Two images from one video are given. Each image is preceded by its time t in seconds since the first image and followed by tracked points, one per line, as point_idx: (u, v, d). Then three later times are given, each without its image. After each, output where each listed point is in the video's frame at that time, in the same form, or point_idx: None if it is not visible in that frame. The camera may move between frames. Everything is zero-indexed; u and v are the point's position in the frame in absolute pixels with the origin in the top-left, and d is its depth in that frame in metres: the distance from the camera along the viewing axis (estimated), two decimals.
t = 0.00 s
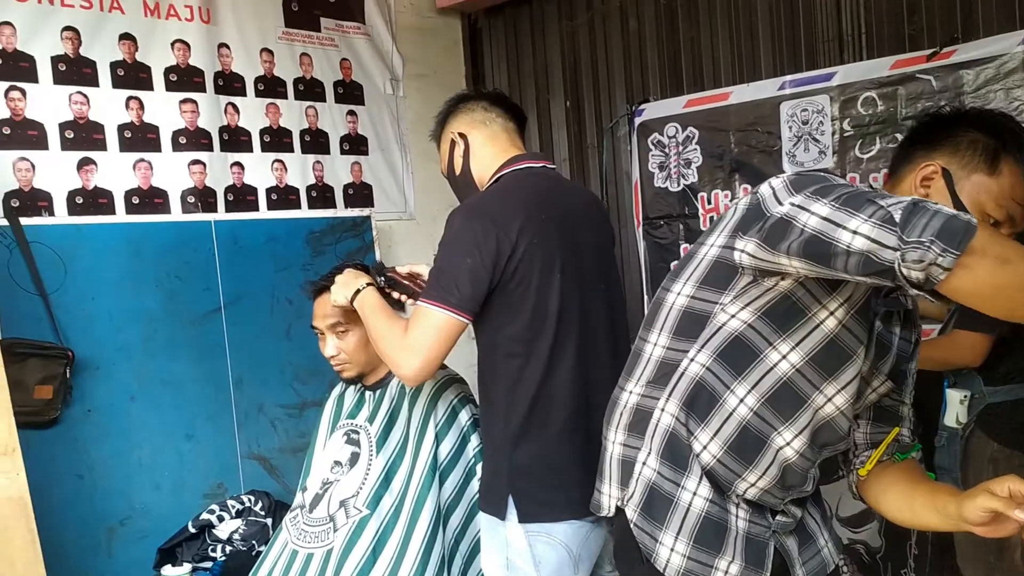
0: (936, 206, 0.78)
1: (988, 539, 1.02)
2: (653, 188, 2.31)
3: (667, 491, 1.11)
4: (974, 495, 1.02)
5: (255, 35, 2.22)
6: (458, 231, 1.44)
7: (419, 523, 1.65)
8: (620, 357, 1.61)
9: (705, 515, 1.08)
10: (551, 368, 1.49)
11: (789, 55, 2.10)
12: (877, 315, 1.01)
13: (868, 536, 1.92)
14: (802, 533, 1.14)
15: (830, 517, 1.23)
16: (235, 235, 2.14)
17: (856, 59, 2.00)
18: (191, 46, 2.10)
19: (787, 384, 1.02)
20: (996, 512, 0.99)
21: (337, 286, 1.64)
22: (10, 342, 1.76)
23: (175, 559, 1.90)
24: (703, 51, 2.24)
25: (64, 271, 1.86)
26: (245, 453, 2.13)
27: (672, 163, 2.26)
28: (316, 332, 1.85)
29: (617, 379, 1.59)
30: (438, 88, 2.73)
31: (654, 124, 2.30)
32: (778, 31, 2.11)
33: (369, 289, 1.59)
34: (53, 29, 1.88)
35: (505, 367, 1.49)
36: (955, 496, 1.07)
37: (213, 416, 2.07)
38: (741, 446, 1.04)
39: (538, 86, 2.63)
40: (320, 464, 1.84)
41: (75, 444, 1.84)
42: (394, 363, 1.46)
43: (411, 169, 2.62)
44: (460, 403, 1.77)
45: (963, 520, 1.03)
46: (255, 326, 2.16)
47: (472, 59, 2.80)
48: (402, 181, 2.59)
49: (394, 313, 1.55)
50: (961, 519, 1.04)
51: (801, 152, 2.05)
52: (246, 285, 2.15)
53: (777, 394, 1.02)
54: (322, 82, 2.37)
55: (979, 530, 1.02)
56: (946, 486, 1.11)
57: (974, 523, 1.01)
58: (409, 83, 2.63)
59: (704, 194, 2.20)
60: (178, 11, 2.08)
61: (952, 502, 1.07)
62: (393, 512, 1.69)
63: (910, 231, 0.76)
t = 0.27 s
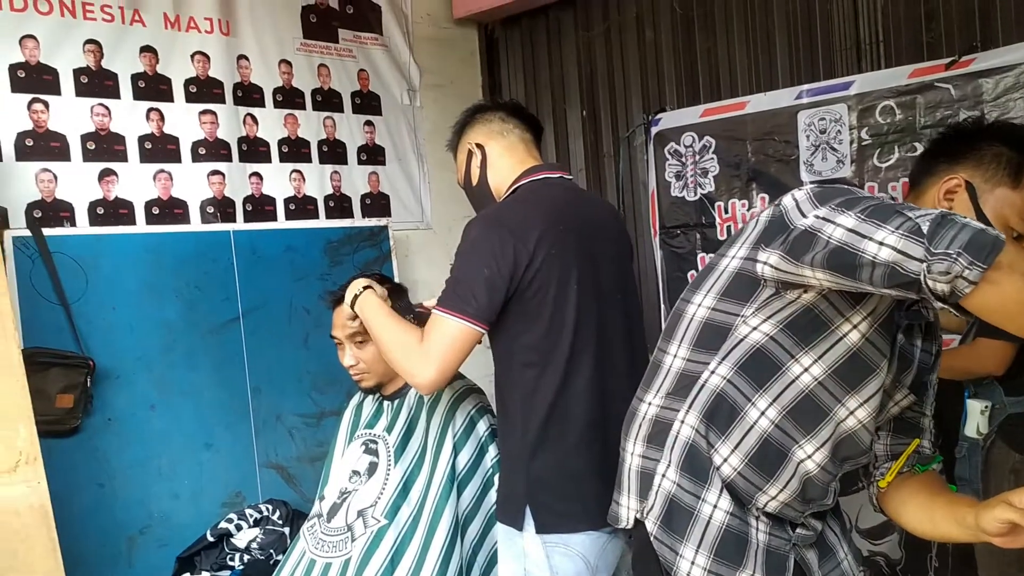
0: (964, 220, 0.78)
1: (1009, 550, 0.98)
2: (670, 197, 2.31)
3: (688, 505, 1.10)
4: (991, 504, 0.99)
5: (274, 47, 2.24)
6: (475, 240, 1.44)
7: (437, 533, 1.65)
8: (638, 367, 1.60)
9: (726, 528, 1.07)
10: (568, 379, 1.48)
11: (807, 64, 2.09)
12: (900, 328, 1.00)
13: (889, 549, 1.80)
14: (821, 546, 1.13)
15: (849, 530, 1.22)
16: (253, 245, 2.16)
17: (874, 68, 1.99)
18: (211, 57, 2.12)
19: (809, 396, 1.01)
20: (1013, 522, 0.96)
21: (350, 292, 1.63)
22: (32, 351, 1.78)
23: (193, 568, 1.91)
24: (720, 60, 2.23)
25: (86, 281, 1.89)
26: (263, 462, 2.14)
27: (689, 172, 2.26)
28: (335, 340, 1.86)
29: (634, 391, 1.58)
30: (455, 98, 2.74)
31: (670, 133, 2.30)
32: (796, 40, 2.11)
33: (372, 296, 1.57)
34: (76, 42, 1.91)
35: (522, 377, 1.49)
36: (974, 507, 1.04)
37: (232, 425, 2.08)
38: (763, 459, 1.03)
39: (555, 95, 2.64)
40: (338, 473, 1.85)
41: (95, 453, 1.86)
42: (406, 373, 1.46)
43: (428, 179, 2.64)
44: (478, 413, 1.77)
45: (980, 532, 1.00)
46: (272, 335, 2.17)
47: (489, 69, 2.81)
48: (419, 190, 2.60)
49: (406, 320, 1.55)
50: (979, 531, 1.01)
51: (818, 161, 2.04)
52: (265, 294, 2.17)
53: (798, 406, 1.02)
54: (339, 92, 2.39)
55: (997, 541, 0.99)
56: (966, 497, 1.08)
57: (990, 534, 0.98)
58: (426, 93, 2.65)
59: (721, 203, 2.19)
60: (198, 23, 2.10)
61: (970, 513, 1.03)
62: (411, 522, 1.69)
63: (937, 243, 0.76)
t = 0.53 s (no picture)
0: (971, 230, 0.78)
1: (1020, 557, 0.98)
2: (680, 204, 2.31)
3: (698, 513, 1.09)
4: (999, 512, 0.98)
5: (285, 54, 2.26)
6: (486, 247, 1.45)
7: (447, 540, 1.65)
8: (649, 375, 1.59)
9: (737, 537, 1.06)
10: (578, 385, 1.48)
11: (817, 70, 2.09)
12: (912, 336, 1.00)
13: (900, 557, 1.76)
14: (832, 554, 1.12)
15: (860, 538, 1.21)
16: (263, 250, 2.17)
17: (884, 74, 1.98)
18: (222, 65, 2.13)
19: (820, 405, 1.01)
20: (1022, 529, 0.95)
21: (354, 292, 1.61)
22: (44, 358, 1.79)
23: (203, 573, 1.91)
24: (729, 67, 2.24)
25: (97, 287, 1.90)
26: (273, 468, 2.14)
27: (698, 178, 2.26)
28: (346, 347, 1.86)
29: (645, 398, 1.57)
30: (465, 105, 2.75)
31: (680, 140, 2.30)
32: (806, 47, 2.11)
33: (385, 302, 1.57)
34: (89, 50, 1.92)
35: (533, 384, 1.49)
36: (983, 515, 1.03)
37: (243, 431, 2.09)
38: (774, 467, 1.03)
39: (564, 101, 2.65)
40: (349, 479, 1.85)
41: (106, 458, 1.87)
42: (417, 379, 1.45)
43: (438, 186, 2.65)
44: (489, 420, 1.77)
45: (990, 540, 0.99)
46: (283, 341, 2.18)
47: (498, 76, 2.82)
48: (428, 197, 2.61)
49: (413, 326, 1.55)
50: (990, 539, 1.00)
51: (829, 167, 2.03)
52: (275, 299, 2.17)
53: (810, 415, 1.01)
54: (349, 99, 2.40)
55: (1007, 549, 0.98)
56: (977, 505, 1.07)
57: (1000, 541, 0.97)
58: (435, 100, 2.66)
59: (730, 210, 2.19)
60: (210, 31, 2.11)
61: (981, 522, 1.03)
62: (421, 529, 1.69)
63: (943, 253, 0.76)
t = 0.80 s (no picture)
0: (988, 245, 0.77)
1: None
2: (694, 213, 2.31)
3: (713, 525, 1.09)
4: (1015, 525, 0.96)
5: (301, 65, 2.28)
6: (502, 256, 1.45)
7: (462, 550, 1.65)
8: (664, 386, 1.59)
9: (752, 550, 1.06)
10: (594, 395, 1.47)
11: (832, 80, 2.09)
12: (928, 350, 0.98)
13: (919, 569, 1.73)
14: (848, 567, 1.11)
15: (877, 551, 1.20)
16: (278, 259, 2.18)
17: (900, 83, 1.98)
18: (239, 75, 2.15)
19: (836, 418, 1.00)
20: None
21: (373, 306, 1.63)
22: (62, 367, 1.80)
23: None
24: (744, 76, 2.24)
25: (115, 296, 1.91)
26: (288, 477, 2.15)
27: (713, 188, 2.25)
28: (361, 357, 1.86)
29: (661, 409, 1.57)
30: (479, 115, 2.76)
31: (694, 149, 2.30)
32: (821, 56, 2.10)
33: (406, 315, 1.57)
34: (107, 62, 1.94)
35: (549, 395, 1.48)
36: (999, 528, 1.00)
37: (258, 440, 2.10)
38: (789, 481, 1.02)
39: (578, 110, 2.65)
40: (364, 488, 1.86)
41: (123, 467, 1.88)
42: (434, 391, 1.45)
43: (452, 195, 2.66)
44: (503, 430, 1.77)
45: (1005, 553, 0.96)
46: (298, 350, 2.19)
47: (513, 86, 2.83)
48: (443, 206, 2.62)
49: (431, 337, 1.56)
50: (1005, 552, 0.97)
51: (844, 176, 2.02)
52: (290, 308, 2.19)
53: (824, 429, 1.01)
54: (364, 110, 2.42)
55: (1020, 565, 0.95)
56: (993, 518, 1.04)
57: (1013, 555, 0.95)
58: (450, 110, 2.67)
59: (745, 219, 2.18)
60: (227, 42, 2.13)
61: (997, 534, 1.00)
62: (436, 538, 1.69)
63: (960, 267, 0.76)
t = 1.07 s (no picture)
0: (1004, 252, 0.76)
1: None
2: (710, 221, 2.30)
3: (731, 537, 1.08)
4: None
5: (317, 75, 2.29)
6: (518, 266, 1.45)
7: (478, 560, 1.65)
8: (681, 396, 1.58)
9: (769, 561, 1.05)
10: (610, 405, 1.47)
11: (849, 88, 2.08)
12: (947, 361, 0.98)
13: None
14: None
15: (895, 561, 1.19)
16: (295, 267, 2.19)
17: (917, 91, 1.97)
18: (256, 85, 2.17)
19: (854, 430, 0.99)
20: None
21: (391, 319, 1.64)
22: (81, 375, 1.81)
23: None
24: (759, 84, 2.23)
25: (133, 305, 1.92)
26: (304, 485, 2.15)
27: (728, 196, 2.25)
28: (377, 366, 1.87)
29: (677, 419, 1.56)
30: (494, 124, 2.77)
31: (710, 158, 2.30)
32: (837, 65, 2.10)
33: (424, 326, 1.58)
34: (127, 73, 1.96)
35: (565, 404, 1.48)
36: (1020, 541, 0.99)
37: (275, 448, 2.11)
38: (807, 492, 1.01)
39: (593, 119, 2.66)
40: (380, 497, 1.86)
41: (141, 474, 1.89)
42: (455, 400, 1.45)
43: (467, 204, 2.67)
44: (519, 439, 1.76)
45: None
46: (315, 358, 2.20)
47: (528, 95, 2.84)
48: (458, 215, 2.64)
49: (450, 348, 1.56)
50: None
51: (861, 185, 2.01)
52: (306, 316, 2.19)
53: (842, 440, 1.00)
54: (380, 119, 2.44)
55: None
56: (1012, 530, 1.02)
57: None
58: (465, 119, 2.69)
59: (761, 228, 2.18)
60: (244, 53, 2.15)
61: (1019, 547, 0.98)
62: (452, 548, 1.69)
63: (972, 272, 0.74)
